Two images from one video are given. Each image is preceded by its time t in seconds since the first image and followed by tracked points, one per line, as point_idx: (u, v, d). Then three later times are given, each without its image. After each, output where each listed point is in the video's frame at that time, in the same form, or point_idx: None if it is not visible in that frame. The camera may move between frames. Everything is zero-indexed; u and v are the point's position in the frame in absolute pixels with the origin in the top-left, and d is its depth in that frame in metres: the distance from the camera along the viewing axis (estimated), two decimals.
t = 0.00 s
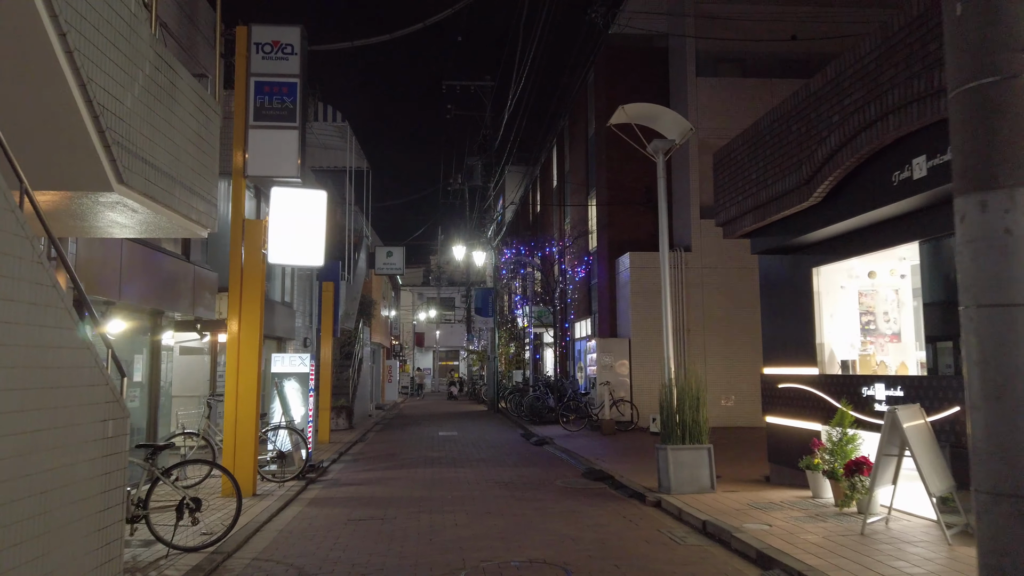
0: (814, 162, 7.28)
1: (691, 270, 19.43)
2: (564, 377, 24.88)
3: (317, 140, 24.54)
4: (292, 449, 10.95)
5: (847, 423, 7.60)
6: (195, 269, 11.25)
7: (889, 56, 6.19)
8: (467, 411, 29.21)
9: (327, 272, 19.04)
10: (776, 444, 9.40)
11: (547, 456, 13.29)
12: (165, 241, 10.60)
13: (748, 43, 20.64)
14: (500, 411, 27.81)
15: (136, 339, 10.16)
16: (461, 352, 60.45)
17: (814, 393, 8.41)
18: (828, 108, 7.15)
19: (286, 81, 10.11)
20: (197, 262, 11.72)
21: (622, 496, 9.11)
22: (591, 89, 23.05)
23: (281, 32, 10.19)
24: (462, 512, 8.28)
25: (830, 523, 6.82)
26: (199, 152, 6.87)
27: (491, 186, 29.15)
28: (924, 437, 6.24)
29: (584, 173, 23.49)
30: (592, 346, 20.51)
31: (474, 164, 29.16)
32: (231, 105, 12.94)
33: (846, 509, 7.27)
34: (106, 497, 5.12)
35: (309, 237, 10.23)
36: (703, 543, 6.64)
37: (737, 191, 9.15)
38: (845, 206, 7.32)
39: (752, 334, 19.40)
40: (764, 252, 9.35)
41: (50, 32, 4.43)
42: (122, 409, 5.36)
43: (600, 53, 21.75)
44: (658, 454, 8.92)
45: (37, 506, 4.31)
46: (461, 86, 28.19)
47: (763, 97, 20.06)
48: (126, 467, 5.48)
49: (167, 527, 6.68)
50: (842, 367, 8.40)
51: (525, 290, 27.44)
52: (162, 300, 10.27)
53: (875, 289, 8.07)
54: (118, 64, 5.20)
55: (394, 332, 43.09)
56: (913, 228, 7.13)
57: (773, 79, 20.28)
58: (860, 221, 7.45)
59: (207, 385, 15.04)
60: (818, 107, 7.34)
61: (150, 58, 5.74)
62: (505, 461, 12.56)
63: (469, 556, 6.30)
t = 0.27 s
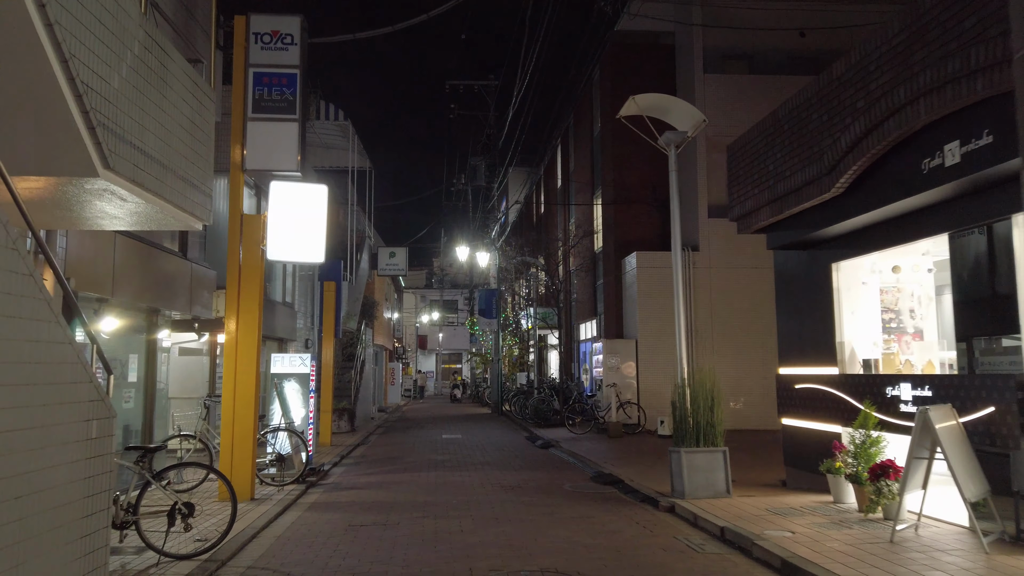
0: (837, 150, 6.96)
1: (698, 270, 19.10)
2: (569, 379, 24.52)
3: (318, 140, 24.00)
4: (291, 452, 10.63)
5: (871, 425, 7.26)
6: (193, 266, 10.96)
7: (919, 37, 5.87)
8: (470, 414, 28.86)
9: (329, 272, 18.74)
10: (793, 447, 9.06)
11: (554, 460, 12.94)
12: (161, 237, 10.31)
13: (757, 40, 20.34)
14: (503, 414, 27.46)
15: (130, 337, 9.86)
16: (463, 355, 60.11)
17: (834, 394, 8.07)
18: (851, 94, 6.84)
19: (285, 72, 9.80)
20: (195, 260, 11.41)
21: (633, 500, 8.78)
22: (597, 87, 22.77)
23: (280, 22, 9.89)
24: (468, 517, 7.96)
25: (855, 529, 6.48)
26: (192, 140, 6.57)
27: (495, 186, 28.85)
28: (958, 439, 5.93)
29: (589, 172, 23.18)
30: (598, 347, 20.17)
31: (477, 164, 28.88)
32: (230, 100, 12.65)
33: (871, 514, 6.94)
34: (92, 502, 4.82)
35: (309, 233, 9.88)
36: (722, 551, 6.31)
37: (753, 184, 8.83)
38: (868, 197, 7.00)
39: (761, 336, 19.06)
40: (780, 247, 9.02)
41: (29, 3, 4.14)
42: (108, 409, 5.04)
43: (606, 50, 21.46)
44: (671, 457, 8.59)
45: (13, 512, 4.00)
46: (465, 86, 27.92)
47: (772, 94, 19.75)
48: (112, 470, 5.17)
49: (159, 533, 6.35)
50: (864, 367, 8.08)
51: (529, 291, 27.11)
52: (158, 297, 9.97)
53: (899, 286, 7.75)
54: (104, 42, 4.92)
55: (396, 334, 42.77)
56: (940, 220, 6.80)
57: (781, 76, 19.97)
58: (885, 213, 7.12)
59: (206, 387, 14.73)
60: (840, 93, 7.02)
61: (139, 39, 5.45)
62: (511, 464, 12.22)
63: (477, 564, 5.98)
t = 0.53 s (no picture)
0: (860, 145, 6.63)
1: (705, 272, 18.77)
2: (573, 383, 24.18)
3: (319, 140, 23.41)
4: (289, 459, 10.29)
5: (895, 434, 6.91)
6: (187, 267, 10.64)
7: (951, 25, 5.55)
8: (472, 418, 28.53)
9: (329, 275, 18.43)
10: (810, 455, 8.72)
11: (559, 467, 12.61)
12: (155, 237, 9.99)
13: (763, 38, 20.05)
14: (505, 418, 27.12)
15: (122, 341, 9.54)
16: (465, 358, 59.80)
17: (854, 401, 7.74)
18: (875, 86, 6.51)
19: (283, 67, 9.45)
20: (190, 261, 11.09)
21: (644, 511, 8.44)
22: (601, 87, 22.48)
23: (279, 15, 9.54)
24: (471, 529, 7.63)
25: (882, 544, 6.14)
26: (183, 134, 6.25)
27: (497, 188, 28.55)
28: (993, 449, 5.59)
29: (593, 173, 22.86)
30: (602, 351, 19.84)
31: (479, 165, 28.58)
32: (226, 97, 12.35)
33: (897, 528, 6.60)
34: (73, 517, 4.51)
35: (308, 233, 9.53)
36: (741, 567, 5.98)
37: (769, 182, 8.51)
38: (893, 194, 6.67)
39: (769, 339, 18.71)
40: (796, 247, 8.69)
41: None
42: (89, 418, 4.72)
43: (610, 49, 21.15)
44: (683, 466, 8.25)
45: None
46: (466, 86, 27.64)
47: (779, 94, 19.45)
48: (93, 483, 4.84)
49: (146, 549, 6.02)
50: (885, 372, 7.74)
51: (531, 294, 26.79)
52: (151, 300, 9.65)
53: (923, 287, 7.41)
54: (85, 27, 4.61)
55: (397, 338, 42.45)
56: (969, 218, 6.47)
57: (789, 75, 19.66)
58: (910, 211, 6.79)
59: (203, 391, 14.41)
60: (863, 86, 6.70)
61: (124, 24, 5.13)
62: (515, 472, 11.89)
63: None
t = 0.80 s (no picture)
0: (880, 130, 6.31)
1: (709, 269, 18.45)
2: (574, 382, 23.85)
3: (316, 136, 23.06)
4: (282, 460, 9.92)
5: (916, 433, 6.59)
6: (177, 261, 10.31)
7: None
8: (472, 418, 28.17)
9: (325, 271, 18.09)
10: (824, 456, 8.39)
11: (561, 468, 12.26)
12: (142, 231, 9.66)
13: (768, 31, 19.70)
14: (505, 418, 26.77)
15: (108, 338, 9.22)
16: (464, 358, 59.50)
17: (872, 399, 7.41)
18: (896, 67, 6.19)
19: (276, 53, 9.17)
20: (181, 255, 10.75)
21: (651, 514, 8.12)
22: (602, 82, 22.13)
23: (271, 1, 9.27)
24: (472, 533, 7.30)
25: (906, 551, 5.81)
26: (167, 116, 5.90)
27: (496, 185, 28.20)
28: None
29: (594, 169, 22.54)
30: (604, 349, 19.52)
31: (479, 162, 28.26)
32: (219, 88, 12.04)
33: (920, 532, 6.27)
34: (42, 523, 4.19)
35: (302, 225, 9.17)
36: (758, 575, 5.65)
37: (782, 171, 8.19)
38: (917, 181, 6.34)
39: (774, 337, 18.39)
40: (809, 239, 8.37)
41: None
42: (59, 416, 4.39)
43: (611, 43, 20.85)
44: (692, 467, 7.93)
45: None
46: (466, 82, 27.32)
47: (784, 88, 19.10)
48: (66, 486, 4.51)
49: (127, 555, 5.68)
50: (904, 369, 7.41)
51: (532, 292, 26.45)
52: (140, 295, 9.33)
53: (945, 280, 7.08)
54: None
55: (396, 337, 42.07)
56: (997, 205, 6.13)
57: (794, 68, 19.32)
58: (932, 198, 6.46)
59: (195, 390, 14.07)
60: (884, 67, 6.38)
61: None
62: (516, 473, 11.56)
63: None
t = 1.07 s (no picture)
0: (903, 122, 5.99)
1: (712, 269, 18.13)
2: (574, 384, 23.52)
3: (313, 137, 22.92)
4: (275, 467, 9.58)
5: (939, 441, 6.30)
6: (166, 261, 9.97)
7: None
8: (471, 420, 27.82)
9: (321, 272, 17.75)
10: (838, 463, 8.06)
11: (563, 474, 11.93)
12: (129, 230, 9.34)
13: (771, 28, 19.38)
14: (505, 420, 26.44)
15: (93, 341, 8.89)
16: (463, 359, 59.13)
17: (890, 404, 7.09)
18: (919, 55, 5.87)
19: (269, 45, 8.80)
20: (170, 255, 10.42)
21: (659, 524, 7.79)
22: (603, 80, 21.81)
23: None
24: (472, 545, 6.98)
25: (933, 568, 5.49)
26: (148, 106, 5.58)
27: (496, 184, 27.88)
28: None
29: (595, 168, 22.21)
30: (605, 351, 19.19)
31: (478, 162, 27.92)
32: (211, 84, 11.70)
33: (945, 546, 5.95)
34: (8, 544, 3.88)
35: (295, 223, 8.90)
36: None
37: (794, 167, 7.86)
38: (941, 176, 6.02)
39: (779, 338, 18.08)
40: (823, 238, 8.05)
41: None
42: (25, 427, 4.05)
43: (612, 40, 20.52)
44: (701, 476, 7.60)
45: None
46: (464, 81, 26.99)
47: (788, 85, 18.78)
48: (31, 504, 4.16)
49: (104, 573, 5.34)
50: (924, 374, 7.10)
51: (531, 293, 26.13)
52: (126, 296, 9.00)
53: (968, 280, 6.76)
54: None
55: (394, 338, 41.73)
56: None
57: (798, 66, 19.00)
58: (958, 194, 6.12)
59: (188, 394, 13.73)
60: (906, 56, 6.06)
61: None
62: (517, 479, 11.23)
63: None
